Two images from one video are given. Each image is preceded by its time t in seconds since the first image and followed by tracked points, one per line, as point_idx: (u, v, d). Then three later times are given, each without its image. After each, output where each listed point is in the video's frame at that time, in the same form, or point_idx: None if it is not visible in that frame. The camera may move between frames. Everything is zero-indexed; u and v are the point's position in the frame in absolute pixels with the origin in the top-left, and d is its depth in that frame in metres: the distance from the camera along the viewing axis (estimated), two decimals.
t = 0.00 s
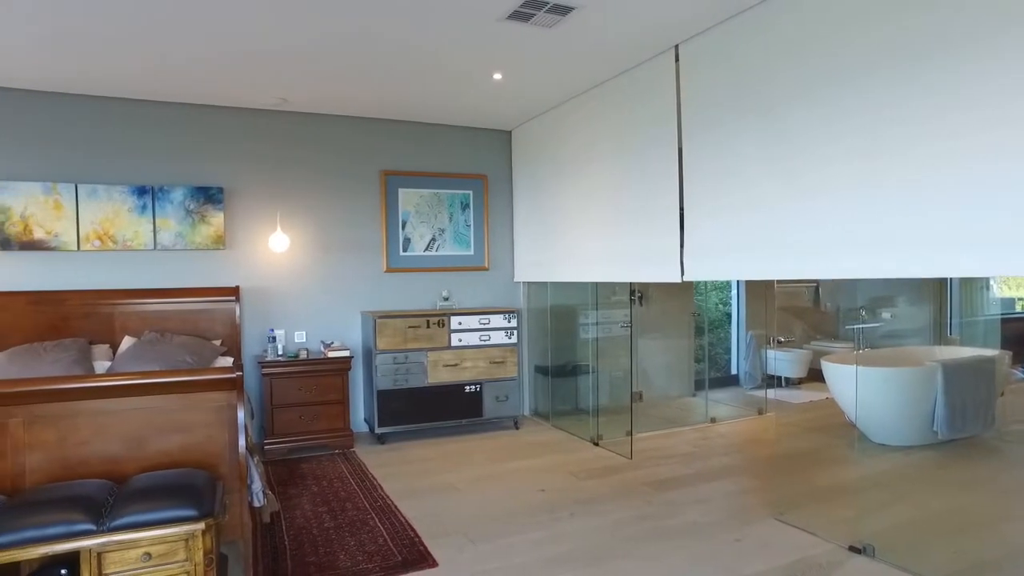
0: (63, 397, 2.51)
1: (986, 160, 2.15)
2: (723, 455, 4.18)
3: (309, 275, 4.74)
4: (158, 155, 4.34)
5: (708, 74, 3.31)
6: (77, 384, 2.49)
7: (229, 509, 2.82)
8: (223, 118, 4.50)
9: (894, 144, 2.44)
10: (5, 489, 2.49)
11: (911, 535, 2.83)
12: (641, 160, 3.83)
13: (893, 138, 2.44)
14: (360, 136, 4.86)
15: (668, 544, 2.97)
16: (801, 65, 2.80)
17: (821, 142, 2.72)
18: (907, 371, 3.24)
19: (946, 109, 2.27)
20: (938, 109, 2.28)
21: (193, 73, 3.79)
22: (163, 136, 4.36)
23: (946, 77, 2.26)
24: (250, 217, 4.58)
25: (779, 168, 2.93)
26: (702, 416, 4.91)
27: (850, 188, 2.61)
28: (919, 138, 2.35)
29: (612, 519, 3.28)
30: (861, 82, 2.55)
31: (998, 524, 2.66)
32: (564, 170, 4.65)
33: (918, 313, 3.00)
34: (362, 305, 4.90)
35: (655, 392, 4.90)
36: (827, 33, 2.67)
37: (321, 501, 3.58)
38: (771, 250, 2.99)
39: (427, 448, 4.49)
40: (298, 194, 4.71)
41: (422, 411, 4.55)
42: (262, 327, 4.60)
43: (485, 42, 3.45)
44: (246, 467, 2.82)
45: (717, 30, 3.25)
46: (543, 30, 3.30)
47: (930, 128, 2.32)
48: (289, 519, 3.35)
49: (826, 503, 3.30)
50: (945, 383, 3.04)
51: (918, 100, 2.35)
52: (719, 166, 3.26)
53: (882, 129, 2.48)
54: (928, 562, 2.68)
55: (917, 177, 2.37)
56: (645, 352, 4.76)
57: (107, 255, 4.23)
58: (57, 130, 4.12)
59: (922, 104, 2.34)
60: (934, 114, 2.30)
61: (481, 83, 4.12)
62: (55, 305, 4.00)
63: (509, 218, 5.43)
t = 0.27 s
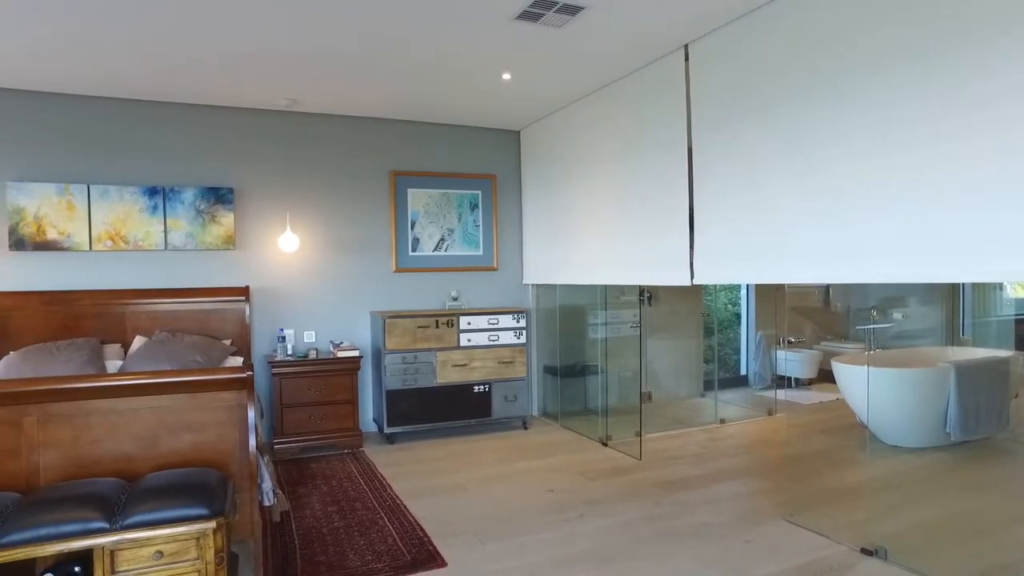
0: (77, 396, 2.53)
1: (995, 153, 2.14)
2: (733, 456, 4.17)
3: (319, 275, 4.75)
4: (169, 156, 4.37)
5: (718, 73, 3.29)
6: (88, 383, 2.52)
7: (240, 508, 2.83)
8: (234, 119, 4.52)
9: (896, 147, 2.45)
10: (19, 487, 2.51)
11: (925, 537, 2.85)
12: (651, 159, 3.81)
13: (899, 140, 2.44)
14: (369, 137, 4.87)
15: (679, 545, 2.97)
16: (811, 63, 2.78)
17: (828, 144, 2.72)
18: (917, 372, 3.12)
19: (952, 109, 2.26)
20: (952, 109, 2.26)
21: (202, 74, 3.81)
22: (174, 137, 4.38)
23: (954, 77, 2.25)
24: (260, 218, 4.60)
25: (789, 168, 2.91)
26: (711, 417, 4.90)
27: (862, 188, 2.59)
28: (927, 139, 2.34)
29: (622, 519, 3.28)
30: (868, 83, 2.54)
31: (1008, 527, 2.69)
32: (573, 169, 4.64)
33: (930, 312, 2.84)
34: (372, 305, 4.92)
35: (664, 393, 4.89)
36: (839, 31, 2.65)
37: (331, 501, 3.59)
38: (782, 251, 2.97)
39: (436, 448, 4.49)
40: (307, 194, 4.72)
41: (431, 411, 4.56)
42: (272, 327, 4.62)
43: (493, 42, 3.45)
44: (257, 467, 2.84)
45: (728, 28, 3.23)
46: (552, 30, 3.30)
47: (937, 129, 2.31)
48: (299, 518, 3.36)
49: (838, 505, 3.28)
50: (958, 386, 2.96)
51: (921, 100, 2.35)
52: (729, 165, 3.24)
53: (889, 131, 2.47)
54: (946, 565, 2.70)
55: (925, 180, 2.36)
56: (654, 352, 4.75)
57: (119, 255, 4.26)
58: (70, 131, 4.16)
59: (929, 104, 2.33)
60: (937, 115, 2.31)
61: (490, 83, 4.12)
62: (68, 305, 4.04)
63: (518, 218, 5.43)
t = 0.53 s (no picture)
0: (89, 394, 2.55)
1: (996, 153, 2.16)
2: (743, 457, 4.15)
3: (328, 276, 4.77)
4: (181, 156, 4.40)
5: (729, 73, 3.28)
6: (100, 382, 2.52)
7: (251, 507, 2.84)
8: (244, 121, 4.54)
9: (895, 151, 2.48)
10: (32, 485, 2.53)
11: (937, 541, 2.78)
12: (661, 159, 3.79)
13: (899, 143, 2.47)
14: (378, 137, 4.89)
15: (689, 545, 2.96)
16: (821, 63, 2.76)
17: (835, 145, 2.73)
18: (932, 373, 3.12)
19: (955, 110, 2.28)
20: (966, 108, 2.25)
21: (213, 75, 3.83)
22: (185, 137, 4.41)
23: (956, 78, 2.27)
24: (270, 218, 4.62)
25: (800, 168, 2.90)
26: (720, 417, 4.93)
27: (875, 187, 2.57)
28: (931, 140, 2.36)
29: (631, 520, 3.27)
30: (873, 84, 2.56)
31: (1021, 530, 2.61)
32: (583, 169, 4.63)
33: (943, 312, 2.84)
34: (381, 305, 4.93)
35: (673, 393, 4.88)
36: (852, 29, 2.63)
37: (340, 500, 3.60)
38: (793, 251, 2.95)
39: (445, 447, 4.50)
40: (317, 195, 4.74)
41: (440, 411, 4.56)
42: (282, 327, 4.64)
43: (502, 42, 3.45)
44: (268, 466, 2.85)
45: (739, 27, 3.21)
46: (562, 30, 3.29)
47: (945, 129, 2.31)
48: (308, 518, 3.37)
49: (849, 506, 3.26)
50: (972, 387, 2.94)
51: (919, 103, 2.39)
52: (739, 165, 3.23)
53: (892, 133, 2.49)
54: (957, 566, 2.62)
55: (929, 181, 2.37)
56: (664, 353, 4.74)
57: (130, 255, 4.29)
58: (83, 132, 4.20)
59: (929, 106, 2.36)
60: (937, 117, 2.34)
61: (499, 83, 4.12)
62: (80, 305, 4.06)
63: (527, 218, 5.43)
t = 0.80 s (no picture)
0: (101, 394, 2.57)
1: (996, 150, 2.18)
2: (753, 458, 4.13)
3: (337, 276, 4.78)
4: (191, 157, 4.42)
5: (738, 73, 3.26)
6: (111, 382, 2.52)
7: (260, 506, 2.85)
8: (254, 122, 4.56)
9: (896, 147, 2.50)
10: (45, 483, 2.55)
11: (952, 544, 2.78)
12: (670, 159, 3.78)
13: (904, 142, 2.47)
14: (387, 137, 4.90)
15: (698, 546, 2.95)
16: (830, 60, 2.75)
17: (841, 143, 2.72)
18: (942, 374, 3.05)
19: (959, 109, 2.29)
20: (977, 107, 2.23)
21: (222, 76, 3.85)
22: (195, 138, 4.43)
23: (961, 77, 2.27)
24: (279, 218, 4.64)
25: (808, 167, 2.88)
26: (729, 418, 4.92)
27: (886, 187, 2.55)
28: (936, 139, 2.36)
29: (640, 520, 3.26)
30: (878, 84, 2.56)
31: None
32: (591, 169, 4.62)
33: (954, 313, 2.75)
34: (389, 305, 4.94)
35: (682, 394, 4.86)
36: (863, 28, 2.61)
37: (349, 500, 3.60)
38: (803, 252, 2.93)
39: (453, 447, 4.50)
40: (325, 195, 4.75)
41: (448, 411, 4.57)
42: (291, 327, 4.66)
43: (510, 42, 3.45)
44: (277, 465, 2.86)
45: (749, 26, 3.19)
46: (571, 29, 3.28)
47: (956, 127, 2.30)
48: (317, 517, 3.38)
49: (860, 507, 3.24)
50: (985, 388, 2.87)
51: (917, 102, 2.42)
52: (748, 165, 3.22)
53: (899, 134, 2.49)
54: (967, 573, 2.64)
55: (936, 181, 2.37)
56: (673, 353, 4.72)
57: (140, 255, 4.31)
58: (94, 134, 4.23)
59: (933, 104, 2.37)
60: (940, 116, 2.35)
61: (507, 83, 4.12)
62: (90, 305, 4.09)
63: (535, 218, 5.42)
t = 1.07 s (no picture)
0: (112, 392, 2.58)
1: (996, 150, 2.19)
2: (762, 459, 4.11)
3: (345, 276, 4.80)
4: (200, 157, 4.45)
5: (748, 72, 3.24)
6: (121, 381, 2.53)
7: (269, 505, 2.86)
8: (263, 122, 4.58)
9: (901, 145, 2.50)
10: (57, 481, 2.57)
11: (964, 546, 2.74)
12: (678, 158, 3.76)
13: (911, 142, 2.47)
14: (395, 138, 4.90)
15: (707, 547, 2.93)
16: (839, 58, 2.73)
17: (848, 142, 2.72)
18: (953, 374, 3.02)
19: (959, 109, 2.30)
20: (989, 104, 2.21)
21: (231, 76, 3.87)
22: (205, 138, 4.45)
23: (967, 77, 2.27)
24: (288, 218, 4.65)
25: (816, 166, 2.87)
26: (737, 418, 4.88)
27: (891, 185, 2.55)
28: (938, 139, 2.37)
29: (649, 521, 3.25)
30: (884, 84, 2.55)
31: None
32: (599, 169, 4.61)
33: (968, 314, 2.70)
34: (397, 305, 4.94)
35: (690, 394, 4.85)
36: (874, 26, 2.59)
37: (357, 499, 3.61)
38: (812, 251, 2.91)
39: (461, 447, 4.50)
40: (334, 195, 4.76)
41: (457, 411, 4.57)
42: (299, 327, 4.67)
43: (518, 42, 3.45)
44: (286, 464, 2.87)
45: (759, 25, 3.17)
46: (579, 29, 3.27)
47: (963, 126, 2.29)
48: (326, 516, 3.39)
49: (870, 509, 3.22)
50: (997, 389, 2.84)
51: (918, 102, 2.43)
52: (757, 165, 3.20)
53: (907, 133, 2.48)
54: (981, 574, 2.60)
55: (940, 181, 2.37)
56: (681, 353, 4.71)
57: (150, 255, 4.34)
58: (105, 135, 4.26)
59: (934, 104, 2.38)
60: (942, 116, 2.36)
61: (515, 83, 4.11)
62: (101, 304, 4.12)
63: (544, 218, 5.41)
